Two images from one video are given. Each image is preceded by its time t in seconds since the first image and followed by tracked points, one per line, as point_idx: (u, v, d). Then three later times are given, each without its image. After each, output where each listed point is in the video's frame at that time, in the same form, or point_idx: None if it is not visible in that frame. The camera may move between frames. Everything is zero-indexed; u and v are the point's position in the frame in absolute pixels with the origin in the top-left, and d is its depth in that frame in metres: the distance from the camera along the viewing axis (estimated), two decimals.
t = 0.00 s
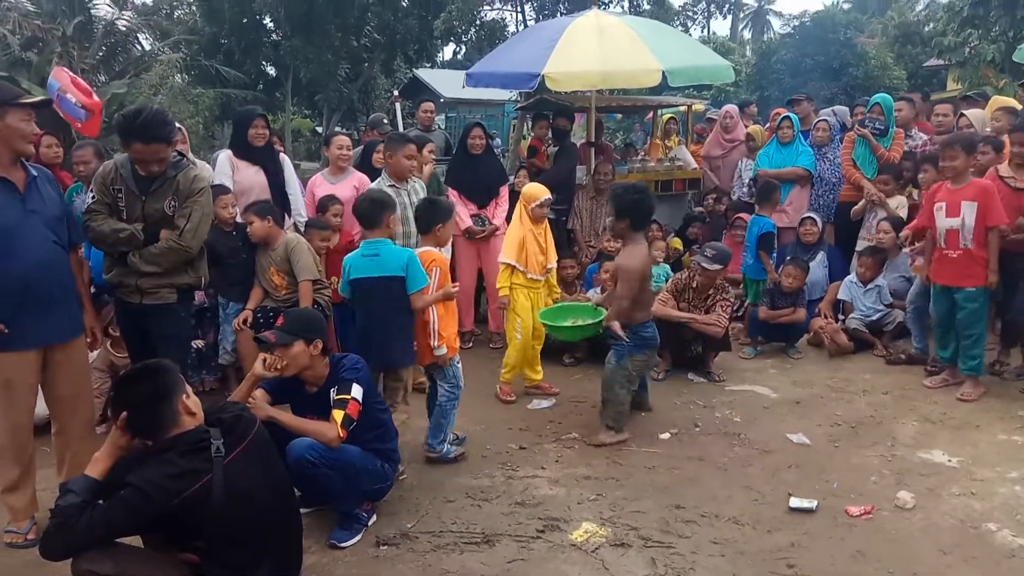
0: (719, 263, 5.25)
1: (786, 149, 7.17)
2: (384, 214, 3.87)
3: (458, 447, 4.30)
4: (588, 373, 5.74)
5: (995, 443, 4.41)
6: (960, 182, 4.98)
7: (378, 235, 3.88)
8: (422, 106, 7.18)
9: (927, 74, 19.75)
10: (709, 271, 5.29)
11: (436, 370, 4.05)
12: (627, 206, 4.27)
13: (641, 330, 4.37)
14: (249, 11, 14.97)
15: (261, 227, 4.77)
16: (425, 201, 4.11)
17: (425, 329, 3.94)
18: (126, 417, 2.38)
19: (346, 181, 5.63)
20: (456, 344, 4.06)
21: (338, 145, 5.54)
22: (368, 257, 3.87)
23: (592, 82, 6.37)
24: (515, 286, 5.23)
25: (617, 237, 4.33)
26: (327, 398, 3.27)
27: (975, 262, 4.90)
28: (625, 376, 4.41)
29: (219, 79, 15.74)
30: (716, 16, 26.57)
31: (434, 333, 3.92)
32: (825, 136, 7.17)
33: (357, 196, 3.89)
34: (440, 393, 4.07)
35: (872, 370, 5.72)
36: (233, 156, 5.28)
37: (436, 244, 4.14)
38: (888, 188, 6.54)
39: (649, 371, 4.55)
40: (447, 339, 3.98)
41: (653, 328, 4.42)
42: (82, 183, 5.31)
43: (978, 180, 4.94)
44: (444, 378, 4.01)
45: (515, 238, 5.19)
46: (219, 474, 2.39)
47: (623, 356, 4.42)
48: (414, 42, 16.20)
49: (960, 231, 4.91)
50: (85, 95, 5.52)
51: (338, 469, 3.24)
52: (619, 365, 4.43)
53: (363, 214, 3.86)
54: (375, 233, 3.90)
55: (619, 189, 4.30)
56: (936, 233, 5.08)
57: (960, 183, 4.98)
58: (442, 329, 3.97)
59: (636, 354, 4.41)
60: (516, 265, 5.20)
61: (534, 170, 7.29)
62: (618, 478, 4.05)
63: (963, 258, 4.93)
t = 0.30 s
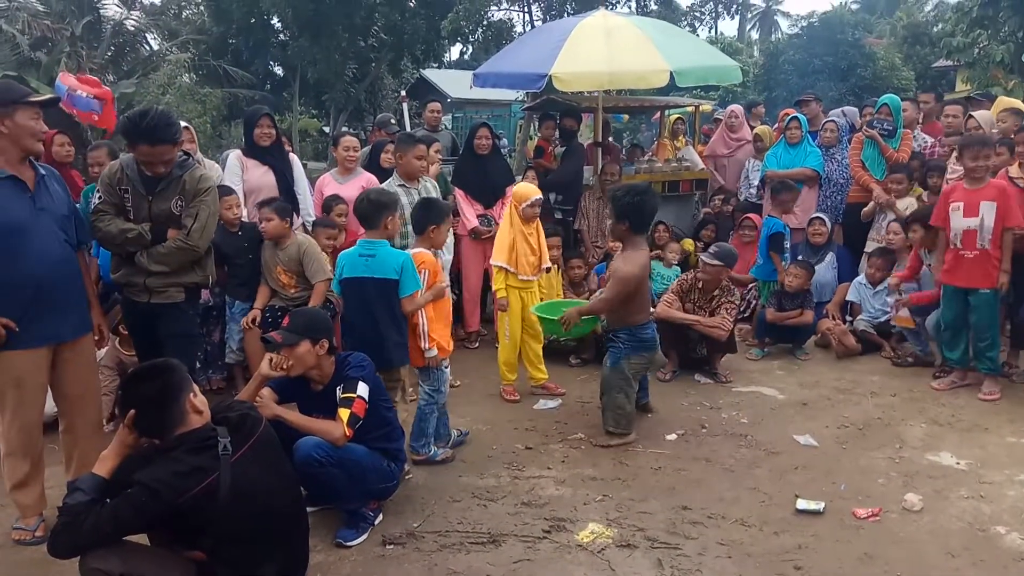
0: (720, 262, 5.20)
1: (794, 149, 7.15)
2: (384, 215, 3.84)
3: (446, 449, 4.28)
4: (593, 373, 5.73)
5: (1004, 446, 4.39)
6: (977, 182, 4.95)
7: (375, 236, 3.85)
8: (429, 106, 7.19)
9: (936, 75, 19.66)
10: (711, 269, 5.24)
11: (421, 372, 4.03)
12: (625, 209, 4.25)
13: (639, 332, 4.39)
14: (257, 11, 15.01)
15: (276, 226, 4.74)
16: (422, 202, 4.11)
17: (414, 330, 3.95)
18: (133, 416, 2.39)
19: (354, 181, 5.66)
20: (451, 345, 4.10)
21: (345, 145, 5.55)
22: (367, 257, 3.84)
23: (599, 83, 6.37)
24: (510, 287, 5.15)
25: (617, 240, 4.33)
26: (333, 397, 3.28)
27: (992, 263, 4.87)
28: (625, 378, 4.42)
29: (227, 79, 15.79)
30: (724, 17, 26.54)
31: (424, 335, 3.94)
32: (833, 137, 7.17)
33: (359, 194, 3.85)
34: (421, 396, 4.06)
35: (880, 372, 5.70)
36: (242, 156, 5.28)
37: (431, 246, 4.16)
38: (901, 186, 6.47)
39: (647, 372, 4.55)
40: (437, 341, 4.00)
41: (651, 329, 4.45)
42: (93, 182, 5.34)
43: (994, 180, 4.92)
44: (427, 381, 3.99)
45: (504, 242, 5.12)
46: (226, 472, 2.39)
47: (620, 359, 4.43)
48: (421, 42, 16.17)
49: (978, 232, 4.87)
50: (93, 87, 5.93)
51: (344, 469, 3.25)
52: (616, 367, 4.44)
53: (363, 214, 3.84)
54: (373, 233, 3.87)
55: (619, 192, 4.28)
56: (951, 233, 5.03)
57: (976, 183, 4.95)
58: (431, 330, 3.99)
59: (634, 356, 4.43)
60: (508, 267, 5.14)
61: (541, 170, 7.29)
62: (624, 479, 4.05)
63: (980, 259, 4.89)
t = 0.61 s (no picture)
0: (728, 258, 5.21)
1: (805, 146, 7.13)
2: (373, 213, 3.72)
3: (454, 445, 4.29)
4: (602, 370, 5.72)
5: (1016, 445, 4.36)
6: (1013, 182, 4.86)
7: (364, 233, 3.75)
8: (438, 102, 7.19)
9: (949, 72, 19.54)
10: (720, 266, 5.24)
11: (422, 368, 4.08)
12: (625, 205, 4.25)
13: (645, 332, 4.37)
14: (267, 7, 15.03)
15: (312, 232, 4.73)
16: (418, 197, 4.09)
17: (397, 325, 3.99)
18: (144, 410, 2.40)
19: (365, 177, 5.67)
20: (451, 342, 4.14)
21: (355, 142, 5.57)
22: (355, 256, 3.73)
23: (609, 79, 6.35)
24: (507, 282, 5.18)
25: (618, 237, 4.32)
26: (342, 393, 3.28)
27: (1020, 267, 4.81)
28: (634, 380, 4.39)
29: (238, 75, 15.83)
30: (735, 14, 26.48)
31: (405, 331, 3.96)
32: (845, 133, 7.11)
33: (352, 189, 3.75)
34: (422, 392, 4.11)
35: (891, 371, 5.67)
36: (253, 152, 5.29)
37: (428, 242, 4.14)
38: (916, 182, 6.39)
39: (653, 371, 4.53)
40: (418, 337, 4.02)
41: (656, 329, 4.42)
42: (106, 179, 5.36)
43: None
44: (427, 377, 4.07)
45: (501, 238, 5.17)
46: (237, 466, 2.39)
47: (627, 361, 4.40)
48: (431, 38, 16.14)
49: (1010, 233, 4.80)
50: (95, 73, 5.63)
51: (354, 465, 3.25)
52: (622, 368, 4.41)
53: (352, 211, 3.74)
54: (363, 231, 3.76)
55: (618, 189, 4.26)
56: (982, 232, 4.97)
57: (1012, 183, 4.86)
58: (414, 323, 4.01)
59: (640, 357, 4.41)
60: (505, 264, 5.15)
61: (551, 167, 7.29)
62: (633, 476, 4.04)
63: (1009, 261, 4.83)
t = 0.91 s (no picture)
0: (732, 256, 5.19)
1: (811, 144, 7.11)
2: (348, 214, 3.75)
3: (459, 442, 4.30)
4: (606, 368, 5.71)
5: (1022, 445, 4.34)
6: None
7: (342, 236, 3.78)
8: (443, 99, 7.18)
9: (955, 70, 19.45)
10: (725, 263, 5.23)
11: (416, 362, 4.10)
12: (612, 200, 4.29)
13: (634, 328, 4.37)
14: (272, 4, 15.02)
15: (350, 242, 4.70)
16: (409, 194, 4.11)
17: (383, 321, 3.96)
18: (150, 406, 2.40)
19: (370, 174, 5.66)
20: (440, 336, 4.14)
21: (359, 139, 5.57)
22: (341, 262, 3.76)
23: (614, 76, 6.33)
24: (513, 278, 5.19)
25: (604, 233, 4.38)
26: (346, 390, 3.28)
27: None
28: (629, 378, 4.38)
29: (242, 72, 15.83)
30: (740, 12, 26.45)
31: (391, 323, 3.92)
32: (852, 131, 7.08)
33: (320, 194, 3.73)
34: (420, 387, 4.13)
35: (896, 369, 5.65)
36: (257, 150, 5.30)
37: (421, 237, 4.14)
38: (926, 179, 6.33)
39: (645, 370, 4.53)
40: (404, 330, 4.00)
41: (645, 326, 4.42)
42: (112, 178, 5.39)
43: None
44: (422, 371, 4.08)
45: (506, 235, 5.16)
46: (242, 463, 2.40)
47: (619, 360, 4.39)
48: (436, 36, 16.11)
49: (1019, 232, 4.77)
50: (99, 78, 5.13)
51: (359, 463, 3.26)
52: (615, 368, 4.40)
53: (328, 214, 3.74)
54: (341, 235, 3.79)
55: (604, 184, 4.31)
56: (995, 229, 4.95)
57: None
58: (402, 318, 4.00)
59: (632, 355, 4.39)
60: (511, 260, 5.16)
61: (555, 164, 7.29)
62: (637, 474, 4.03)
63: (1016, 260, 4.81)
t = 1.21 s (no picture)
0: (745, 255, 5.20)
1: (820, 144, 7.08)
2: (329, 214, 3.89)
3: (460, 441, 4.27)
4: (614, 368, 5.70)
5: None
6: None
7: (326, 236, 3.92)
8: (450, 99, 7.18)
9: (964, 69, 19.36)
10: (736, 262, 5.23)
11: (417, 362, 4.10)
12: (594, 193, 4.32)
13: (614, 318, 4.37)
14: (279, 4, 15.05)
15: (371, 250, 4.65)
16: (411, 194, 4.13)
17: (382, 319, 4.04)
18: (160, 404, 2.41)
19: (378, 175, 5.67)
20: (440, 334, 4.14)
21: (368, 139, 5.59)
22: (337, 259, 3.92)
23: (622, 76, 6.32)
24: (523, 276, 5.23)
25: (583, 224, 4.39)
26: (354, 390, 3.28)
27: None
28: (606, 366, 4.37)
29: (250, 72, 15.87)
30: (747, 11, 26.39)
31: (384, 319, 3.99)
32: (859, 131, 7.09)
33: (302, 198, 3.85)
34: (423, 388, 4.10)
35: (904, 370, 5.63)
36: (265, 149, 5.31)
37: (423, 237, 4.15)
38: (939, 179, 6.30)
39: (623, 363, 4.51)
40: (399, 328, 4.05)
41: (627, 318, 4.42)
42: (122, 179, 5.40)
43: None
44: (423, 371, 4.07)
45: (516, 233, 5.18)
46: (251, 462, 2.41)
47: (596, 347, 4.40)
48: (442, 35, 16.08)
49: None
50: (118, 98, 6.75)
51: (366, 462, 3.26)
52: (591, 354, 4.42)
53: (311, 216, 3.87)
54: (325, 235, 3.93)
55: (586, 177, 4.34)
56: (1006, 228, 4.91)
57: None
58: (398, 315, 4.03)
59: (611, 344, 4.39)
60: (521, 257, 5.19)
61: (562, 164, 7.29)
62: (645, 474, 4.02)
63: None
